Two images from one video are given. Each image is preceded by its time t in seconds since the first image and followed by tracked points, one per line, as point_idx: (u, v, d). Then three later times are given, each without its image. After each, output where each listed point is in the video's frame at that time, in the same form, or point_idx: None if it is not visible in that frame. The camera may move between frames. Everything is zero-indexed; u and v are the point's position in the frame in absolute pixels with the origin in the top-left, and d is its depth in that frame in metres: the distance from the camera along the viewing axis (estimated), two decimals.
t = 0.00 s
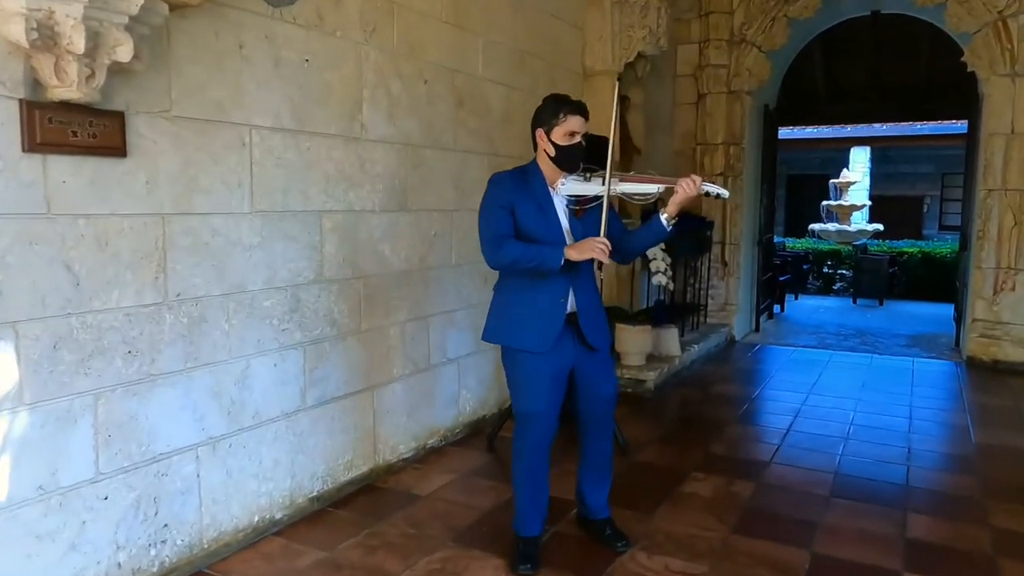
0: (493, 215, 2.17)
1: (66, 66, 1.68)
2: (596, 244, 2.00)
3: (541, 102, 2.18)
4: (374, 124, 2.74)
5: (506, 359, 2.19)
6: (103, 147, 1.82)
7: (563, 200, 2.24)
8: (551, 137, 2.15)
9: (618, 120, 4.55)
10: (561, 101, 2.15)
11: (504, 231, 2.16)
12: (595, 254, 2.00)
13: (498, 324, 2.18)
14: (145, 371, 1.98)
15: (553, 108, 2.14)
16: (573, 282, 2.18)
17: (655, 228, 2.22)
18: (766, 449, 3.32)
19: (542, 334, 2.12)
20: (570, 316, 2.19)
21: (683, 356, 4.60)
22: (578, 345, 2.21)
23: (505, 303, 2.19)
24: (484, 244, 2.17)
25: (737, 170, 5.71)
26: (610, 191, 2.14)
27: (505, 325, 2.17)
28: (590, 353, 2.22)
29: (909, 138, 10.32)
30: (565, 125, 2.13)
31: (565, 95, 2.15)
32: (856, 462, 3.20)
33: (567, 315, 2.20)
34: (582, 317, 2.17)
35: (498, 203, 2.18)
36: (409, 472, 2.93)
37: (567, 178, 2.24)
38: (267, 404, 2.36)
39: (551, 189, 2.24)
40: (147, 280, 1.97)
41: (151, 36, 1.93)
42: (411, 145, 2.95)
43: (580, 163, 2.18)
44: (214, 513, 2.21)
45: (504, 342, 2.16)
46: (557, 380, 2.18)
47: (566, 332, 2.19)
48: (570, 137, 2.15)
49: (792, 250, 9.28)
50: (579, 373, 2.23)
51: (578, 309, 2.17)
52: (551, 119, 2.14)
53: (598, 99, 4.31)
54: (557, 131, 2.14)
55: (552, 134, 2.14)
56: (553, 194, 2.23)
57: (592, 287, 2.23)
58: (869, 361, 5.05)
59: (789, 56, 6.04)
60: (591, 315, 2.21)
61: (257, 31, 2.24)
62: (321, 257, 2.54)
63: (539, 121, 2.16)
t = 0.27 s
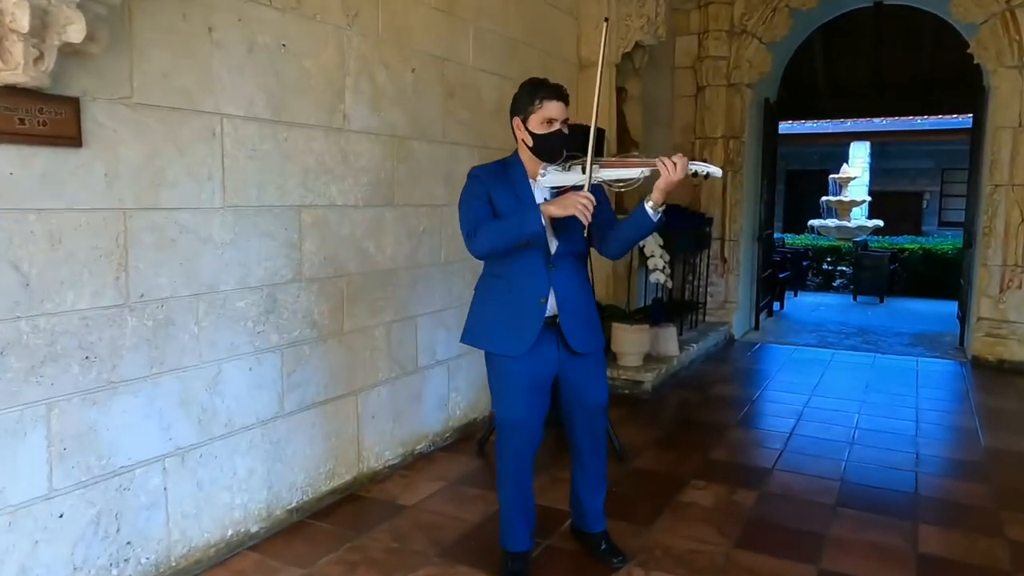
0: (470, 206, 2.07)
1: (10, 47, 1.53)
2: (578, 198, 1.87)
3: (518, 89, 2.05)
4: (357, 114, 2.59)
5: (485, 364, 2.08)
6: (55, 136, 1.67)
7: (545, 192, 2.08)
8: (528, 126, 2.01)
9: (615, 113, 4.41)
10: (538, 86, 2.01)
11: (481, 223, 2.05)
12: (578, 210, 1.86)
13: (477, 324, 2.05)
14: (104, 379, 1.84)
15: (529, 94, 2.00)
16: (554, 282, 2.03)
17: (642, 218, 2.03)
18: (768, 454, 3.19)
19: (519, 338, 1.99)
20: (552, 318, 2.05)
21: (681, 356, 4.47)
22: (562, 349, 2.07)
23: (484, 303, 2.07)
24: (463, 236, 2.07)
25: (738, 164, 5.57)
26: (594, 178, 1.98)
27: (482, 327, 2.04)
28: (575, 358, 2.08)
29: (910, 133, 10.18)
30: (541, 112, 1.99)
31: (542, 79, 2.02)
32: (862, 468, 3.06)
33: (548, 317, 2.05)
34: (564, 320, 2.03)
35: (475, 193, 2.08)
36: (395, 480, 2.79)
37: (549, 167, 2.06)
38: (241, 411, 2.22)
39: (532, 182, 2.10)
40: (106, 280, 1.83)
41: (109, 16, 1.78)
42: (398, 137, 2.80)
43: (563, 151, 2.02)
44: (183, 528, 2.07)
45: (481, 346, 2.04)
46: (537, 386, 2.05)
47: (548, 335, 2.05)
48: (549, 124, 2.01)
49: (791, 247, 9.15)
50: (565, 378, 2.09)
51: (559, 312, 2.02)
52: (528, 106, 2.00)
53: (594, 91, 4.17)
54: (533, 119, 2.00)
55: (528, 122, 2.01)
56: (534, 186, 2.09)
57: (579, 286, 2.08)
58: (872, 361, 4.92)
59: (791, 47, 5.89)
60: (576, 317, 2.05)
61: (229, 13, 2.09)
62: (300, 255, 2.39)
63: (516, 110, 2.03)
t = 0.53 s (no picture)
0: (453, 215, 1.95)
1: None
2: (565, 234, 1.73)
3: (505, 81, 1.91)
4: (335, 107, 2.44)
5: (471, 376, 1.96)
6: None
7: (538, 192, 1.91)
8: (515, 119, 1.87)
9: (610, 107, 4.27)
10: (526, 76, 1.87)
11: (465, 234, 1.93)
12: (563, 247, 1.73)
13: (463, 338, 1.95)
14: (53, 393, 1.70)
15: (517, 85, 1.86)
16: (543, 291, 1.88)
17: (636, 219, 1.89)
18: (769, 464, 3.05)
19: (502, 353, 1.86)
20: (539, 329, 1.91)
21: (678, 359, 4.33)
22: (551, 362, 1.93)
23: (468, 315, 1.95)
24: (446, 250, 1.95)
25: (736, 160, 5.42)
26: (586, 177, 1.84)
27: (467, 340, 1.93)
28: (565, 371, 1.94)
29: (911, 128, 10.04)
30: (531, 104, 1.85)
31: (530, 69, 1.88)
32: (866, 479, 2.93)
33: (534, 328, 1.91)
34: (552, 332, 1.88)
35: (458, 201, 1.95)
36: (377, 493, 2.66)
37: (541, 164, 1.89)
38: (209, 425, 2.08)
39: (521, 182, 1.95)
40: (55, 286, 1.68)
41: None
42: (380, 131, 2.65)
43: (556, 148, 1.87)
44: (144, 551, 1.93)
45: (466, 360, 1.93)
46: (523, 401, 1.92)
47: (535, 348, 1.91)
48: (538, 118, 1.87)
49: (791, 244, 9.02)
50: (554, 392, 1.95)
51: (546, 323, 1.88)
52: (515, 98, 1.86)
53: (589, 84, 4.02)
54: (522, 113, 1.86)
55: (516, 115, 1.87)
56: (522, 187, 1.95)
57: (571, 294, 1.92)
58: (874, 363, 4.79)
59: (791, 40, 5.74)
60: (566, 329, 1.90)
61: None
62: (273, 257, 2.25)
63: (503, 103, 1.89)
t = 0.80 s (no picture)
0: (449, 219, 1.83)
1: None
2: (556, 287, 1.60)
3: (506, 68, 1.80)
4: (314, 99, 2.32)
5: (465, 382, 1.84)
6: None
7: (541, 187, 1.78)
8: (515, 108, 1.76)
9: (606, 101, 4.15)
10: (527, 63, 1.76)
11: (462, 239, 1.82)
12: (555, 300, 1.60)
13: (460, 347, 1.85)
14: (2, 406, 1.58)
15: (517, 72, 1.75)
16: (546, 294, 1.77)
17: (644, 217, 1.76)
18: (769, 471, 2.94)
19: (501, 361, 1.75)
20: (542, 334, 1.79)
21: (675, 360, 4.21)
22: (550, 368, 1.81)
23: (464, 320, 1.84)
24: (443, 258, 1.85)
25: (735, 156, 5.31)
26: (590, 173, 1.70)
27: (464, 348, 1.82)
28: (565, 378, 1.82)
29: (911, 124, 9.92)
30: (534, 92, 1.74)
31: (533, 55, 1.77)
32: (869, 487, 2.82)
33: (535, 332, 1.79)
34: (554, 337, 1.76)
35: (455, 202, 1.83)
36: (360, 504, 2.54)
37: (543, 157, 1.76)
38: (177, 435, 1.96)
39: (522, 176, 1.84)
40: (2, 290, 1.56)
41: None
42: (363, 125, 2.53)
43: (559, 141, 1.76)
44: (105, 571, 1.81)
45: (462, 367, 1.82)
46: (520, 409, 1.79)
47: (535, 353, 1.79)
48: (539, 108, 1.76)
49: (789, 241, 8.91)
50: (552, 400, 1.83)
51: (548, 327, 1.76)
52: (515, 86, 1.75)
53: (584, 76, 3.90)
54: (523, 102, 1.75)
55: (517, 104, 1.75)
56: (522, 182, 1.83)
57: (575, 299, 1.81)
58: (875, 364, 4.68)
59: (792, 32, 5.61)
60: (569, 334, 1.79)
61: None
62: (248, 257, 2.12)
63: (503, 92, 1.78)
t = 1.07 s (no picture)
0: (449, 223, 1.66)
1: None
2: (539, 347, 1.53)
3: (515, 61, 1.68)
4: (294, 92, 2.21)
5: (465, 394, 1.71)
6: None
7: (549, 189, 1.69)
8: (529, 105, 1.64)
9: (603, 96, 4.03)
10: (541, 58, 1.65)
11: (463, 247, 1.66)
12: (535, 359, 1.53)
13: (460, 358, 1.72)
14: None
15: (531, 66, 1.63)
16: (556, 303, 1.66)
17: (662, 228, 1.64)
18: (771, 480, 2.84)
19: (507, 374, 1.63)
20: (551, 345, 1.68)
21: (673, 362, 4.12)
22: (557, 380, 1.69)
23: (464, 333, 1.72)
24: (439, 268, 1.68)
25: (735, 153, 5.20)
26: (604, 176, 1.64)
27: (467, 358, 1.69)
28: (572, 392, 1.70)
29: (912, 120, 9.82)
30: (547, 88, 1.63)
31: (546, 49, 1.66)
32: (876, 497, 2.72)
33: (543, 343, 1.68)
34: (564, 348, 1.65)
35: (455, 205, 1.67)
36: (343, 516, 2.44)
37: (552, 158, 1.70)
38: (145, 447, 1.85)
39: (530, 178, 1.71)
40: None
41: None
42: (347, 120, 2.42)
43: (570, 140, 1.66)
44: None
45: (463, 379, 1.69)
46: (525, 424, 1.67)
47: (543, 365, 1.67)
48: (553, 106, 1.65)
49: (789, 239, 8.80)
50: (557, 415, 1.72)
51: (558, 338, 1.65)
52: (530, 80, 1.63)
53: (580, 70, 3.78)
54: (535, 99, 1.64)
55: (530, 100, 1.64)
56: (529, 183, 1.70)
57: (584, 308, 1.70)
58: (878, 365, 4.58)
59: (794, 27, 5.50)
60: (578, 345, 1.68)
61: None
62: (222, 259, 2.02)
63: (513, 86, 1.66)
